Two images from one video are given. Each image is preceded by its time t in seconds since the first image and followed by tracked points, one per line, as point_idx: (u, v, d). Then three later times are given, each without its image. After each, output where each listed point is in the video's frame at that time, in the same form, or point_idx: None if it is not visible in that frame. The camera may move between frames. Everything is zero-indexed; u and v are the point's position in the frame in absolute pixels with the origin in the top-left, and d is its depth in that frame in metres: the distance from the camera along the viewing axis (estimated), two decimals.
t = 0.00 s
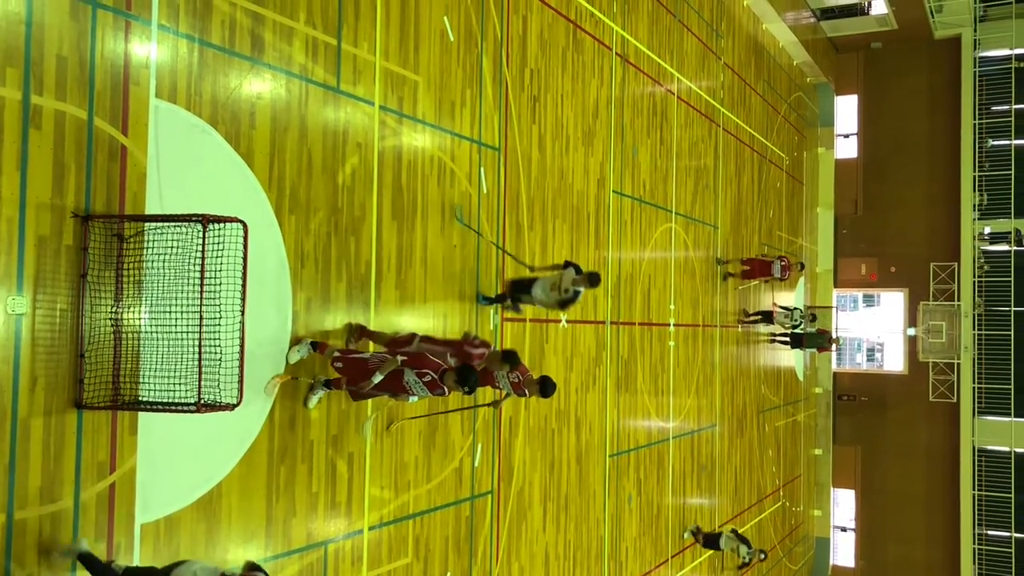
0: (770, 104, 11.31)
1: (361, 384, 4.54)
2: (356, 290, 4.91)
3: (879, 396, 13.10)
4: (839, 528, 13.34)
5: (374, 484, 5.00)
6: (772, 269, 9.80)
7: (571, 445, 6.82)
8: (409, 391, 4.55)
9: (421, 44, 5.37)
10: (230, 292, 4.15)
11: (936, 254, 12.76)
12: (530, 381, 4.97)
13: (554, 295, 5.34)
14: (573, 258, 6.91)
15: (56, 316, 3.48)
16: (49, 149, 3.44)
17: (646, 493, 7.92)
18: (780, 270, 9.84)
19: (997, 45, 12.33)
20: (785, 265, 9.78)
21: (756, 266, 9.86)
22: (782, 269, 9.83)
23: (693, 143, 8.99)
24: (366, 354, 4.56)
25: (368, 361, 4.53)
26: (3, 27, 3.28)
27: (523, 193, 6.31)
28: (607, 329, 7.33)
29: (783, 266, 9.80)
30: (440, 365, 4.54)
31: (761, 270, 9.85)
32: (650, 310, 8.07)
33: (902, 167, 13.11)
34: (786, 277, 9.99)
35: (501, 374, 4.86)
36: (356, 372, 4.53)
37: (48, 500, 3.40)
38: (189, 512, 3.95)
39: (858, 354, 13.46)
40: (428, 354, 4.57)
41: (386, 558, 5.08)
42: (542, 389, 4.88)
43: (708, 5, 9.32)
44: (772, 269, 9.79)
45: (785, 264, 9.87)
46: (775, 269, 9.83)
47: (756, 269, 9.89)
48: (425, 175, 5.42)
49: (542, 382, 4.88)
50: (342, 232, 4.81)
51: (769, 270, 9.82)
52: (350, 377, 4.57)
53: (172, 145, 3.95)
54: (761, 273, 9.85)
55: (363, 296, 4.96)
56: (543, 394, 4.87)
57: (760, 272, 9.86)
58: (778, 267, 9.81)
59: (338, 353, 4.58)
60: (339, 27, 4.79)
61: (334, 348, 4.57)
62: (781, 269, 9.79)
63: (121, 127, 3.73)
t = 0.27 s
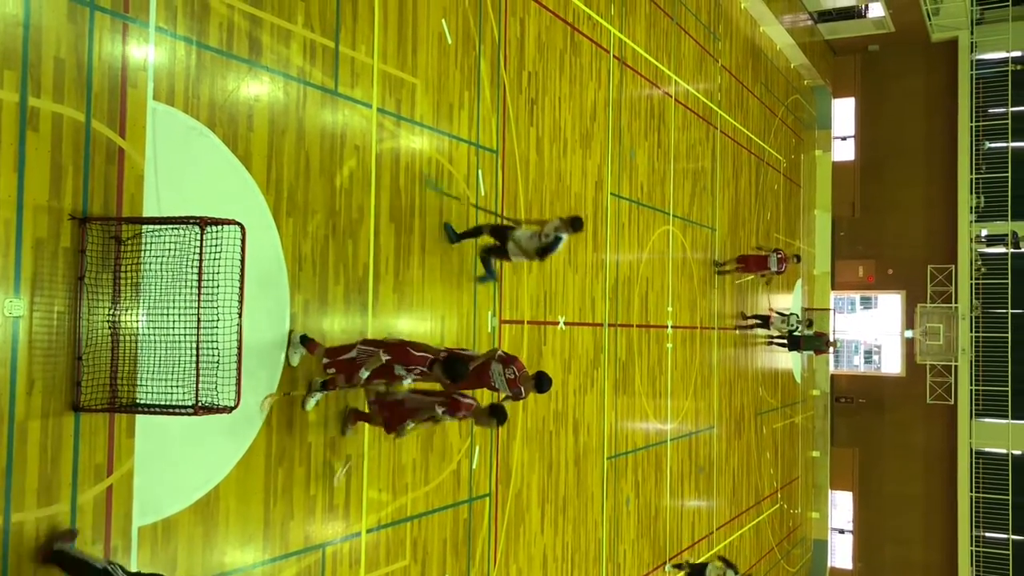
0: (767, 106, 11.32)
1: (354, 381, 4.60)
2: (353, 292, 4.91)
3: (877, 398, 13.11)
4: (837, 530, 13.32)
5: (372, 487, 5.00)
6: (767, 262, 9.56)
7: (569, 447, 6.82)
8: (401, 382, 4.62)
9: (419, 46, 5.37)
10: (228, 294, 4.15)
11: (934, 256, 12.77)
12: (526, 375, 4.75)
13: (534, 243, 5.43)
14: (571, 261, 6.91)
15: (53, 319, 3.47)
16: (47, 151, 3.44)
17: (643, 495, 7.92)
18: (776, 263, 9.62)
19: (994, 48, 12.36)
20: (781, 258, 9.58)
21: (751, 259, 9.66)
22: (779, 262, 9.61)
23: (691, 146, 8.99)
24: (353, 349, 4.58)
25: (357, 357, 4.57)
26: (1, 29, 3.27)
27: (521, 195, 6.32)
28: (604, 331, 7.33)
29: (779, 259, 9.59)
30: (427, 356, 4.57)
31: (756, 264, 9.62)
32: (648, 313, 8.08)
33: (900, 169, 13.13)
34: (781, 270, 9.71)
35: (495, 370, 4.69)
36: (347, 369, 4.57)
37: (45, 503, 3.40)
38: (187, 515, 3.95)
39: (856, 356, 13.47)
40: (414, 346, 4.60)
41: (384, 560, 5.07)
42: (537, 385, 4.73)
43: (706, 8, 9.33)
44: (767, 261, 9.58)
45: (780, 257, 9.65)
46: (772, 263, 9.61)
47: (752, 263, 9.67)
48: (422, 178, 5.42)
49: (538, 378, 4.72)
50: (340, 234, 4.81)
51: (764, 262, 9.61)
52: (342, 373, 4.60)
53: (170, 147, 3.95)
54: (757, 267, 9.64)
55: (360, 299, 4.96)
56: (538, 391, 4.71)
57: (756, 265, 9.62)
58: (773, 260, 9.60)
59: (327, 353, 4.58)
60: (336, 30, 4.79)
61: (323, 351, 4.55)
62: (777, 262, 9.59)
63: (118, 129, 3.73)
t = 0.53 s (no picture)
0: (766, 107, 11.34)
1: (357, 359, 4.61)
2: (352, 293, 4.91)
3: (876, 399, 13.11)
4: (836, 531, 13.32)
5: (371, 488, 5.00)
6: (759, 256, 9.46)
7: (568, 448, 6.82)
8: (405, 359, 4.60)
9: (418, 47, 5.38)
10: (227, 295, 4.15)
11: (933, 257, 12.78)
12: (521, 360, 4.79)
13: (518, 199, 5.21)
14: (570, 261, 6.91)
15: (52, 320, 3.47)
16: (46, 152, 3.44)
17: (643, 496, 7.92)
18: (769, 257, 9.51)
19: (993, 49, 12.37)
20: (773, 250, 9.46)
21: (745, 253, 9.60)
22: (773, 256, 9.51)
23: (690, 147, 9.00)
24: (353, 343, 4.47)
25: (356, 349, 4.49)
26: None
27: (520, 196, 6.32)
28: (604, 332, 7.33)
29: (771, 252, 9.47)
30: (426, 355, 4.41)
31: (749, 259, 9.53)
32: (647, 313, 8.08)
33: (898, 170, 13.13)
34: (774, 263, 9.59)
35: (490, 357, 4.71)
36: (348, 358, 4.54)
37: (44, 504, 3.39)
38: (186, 516, 3.95)
39: (855, 357, 13.47)
40: (410, 346, 4.37)
41: (383, 561, 5.07)
42: (532, 370, 4.78)
43: (705, 9, 9.34)
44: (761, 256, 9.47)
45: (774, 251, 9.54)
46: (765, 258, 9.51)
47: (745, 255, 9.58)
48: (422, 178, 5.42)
49: (532, 363, 4.78)
50: (339, 235, 4.81)
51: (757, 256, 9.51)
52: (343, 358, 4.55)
53: (169, 148, 3.95)
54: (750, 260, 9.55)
55: (359, 299, 4.96)
56: (533, 377, 4.76)
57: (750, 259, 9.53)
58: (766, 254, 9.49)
59: (326, 344, 4.50)
60: (336, 30, 4.79)
61: (322, 345, 4.48)
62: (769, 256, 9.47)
63: (117, 130, 3.73)
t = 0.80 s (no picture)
0: (766, 107, 11.34)
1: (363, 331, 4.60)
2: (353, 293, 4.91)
3: (875, 399, 13.11)
4: (836, 531, 13.32)
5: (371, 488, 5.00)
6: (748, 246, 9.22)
7: (568, 448, 6.83)
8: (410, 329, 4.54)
9: (418, 48, 5.38)
10: (226, 294, 4.15)
11: (933, 256, 12.77)
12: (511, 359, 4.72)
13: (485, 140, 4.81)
14: (570, 261, 6.91)
15: (52, 320, 3.47)
16: (46, 152, 3.44)
17: (643, 496, 7.92)
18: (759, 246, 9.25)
19: (992, 48, 12.38)
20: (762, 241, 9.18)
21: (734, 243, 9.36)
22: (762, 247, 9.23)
23: (690, 147, 9.01)
24: (353, 328, 4.43)
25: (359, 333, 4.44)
26: None
27: (520, 196, 6.32)
28: (604, 332, 7.33)
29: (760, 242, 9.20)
30: (431, 325, 4.32)
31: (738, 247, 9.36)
32: (647, 313, 8.08)
33: (899, 169, 13.13)
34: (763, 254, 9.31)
35: (480, 356, 4.70)
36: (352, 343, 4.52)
37: (44, 504, 3.40)
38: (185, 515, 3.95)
39: (854, 357, 13.48)
40: (414, 320, 4.30)
41: (383, 561, 5.06)
42: (521, 370, 4.63)
43: (705, 9, 9.35)
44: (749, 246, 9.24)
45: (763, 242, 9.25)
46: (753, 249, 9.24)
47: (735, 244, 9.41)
48: (421, 178, 5.42)
49: (521, 362, 4.61)
50: (339, 235, 4.81)
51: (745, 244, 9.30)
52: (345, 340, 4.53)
53: (168, 148, 3.95)
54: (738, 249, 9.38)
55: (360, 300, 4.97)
56: (523, 376, 4.62)
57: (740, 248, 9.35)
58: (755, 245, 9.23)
59: (328, 336, 4.52)
60: (335, 30, 4.79)
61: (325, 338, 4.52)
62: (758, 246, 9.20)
63: (117, 130, 3.73)
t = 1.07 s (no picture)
0: (767, 107, 11.34)
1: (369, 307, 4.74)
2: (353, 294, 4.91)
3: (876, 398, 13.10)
4: (837, 530, 13.31)
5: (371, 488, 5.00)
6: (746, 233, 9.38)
7: (568, 447, 6.82)
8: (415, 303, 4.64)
9: (418, 48, 5.38)
10: (226, 295, 4.15)
11: (933, 256, 12.77)
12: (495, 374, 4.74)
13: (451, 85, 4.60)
14: (570, 261, 6.91)
15: (52, 320, 3.47)
16: (46, 152, 3.44)
17: (643, 496, 7.92)
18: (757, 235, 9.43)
19: (993, 48, 12.38)
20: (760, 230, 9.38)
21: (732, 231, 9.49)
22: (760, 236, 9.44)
23: (690, 146, 9.01)
24: (361, 290, 4.59)
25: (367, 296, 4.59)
26: None
27: (520, 195, 6.32)
28: (604, 331, 7.33)
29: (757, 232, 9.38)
30: (441, 291, 4.47)
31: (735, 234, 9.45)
32: (647, 313, 8.08)
33: (899, 169, 13.13)
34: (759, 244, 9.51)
35: (463, 372, 4.69)
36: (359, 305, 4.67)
37: (45, 504, 3.39)
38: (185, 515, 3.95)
39: (855, 357, 13.47)
40: (426, 284, 4.42)
41: (383, 561, 5.06)
42: (506, 387, 4.68)
43: (705, 8, 9.34)
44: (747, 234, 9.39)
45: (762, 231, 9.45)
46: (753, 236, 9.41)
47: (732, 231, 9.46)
48: (421, 178, 5.42)
49: (505, 380, 4.67)
50: (339, 235, 4.81)
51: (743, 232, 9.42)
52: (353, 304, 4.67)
53: (169, 148, 3.95)
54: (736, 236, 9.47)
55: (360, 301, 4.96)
56: (506, 394, 4.67)
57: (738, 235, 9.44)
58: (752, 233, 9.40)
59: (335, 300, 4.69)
60: (335, 30, 4.79)
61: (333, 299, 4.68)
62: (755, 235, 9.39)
63: (118, 130, 3.73)
